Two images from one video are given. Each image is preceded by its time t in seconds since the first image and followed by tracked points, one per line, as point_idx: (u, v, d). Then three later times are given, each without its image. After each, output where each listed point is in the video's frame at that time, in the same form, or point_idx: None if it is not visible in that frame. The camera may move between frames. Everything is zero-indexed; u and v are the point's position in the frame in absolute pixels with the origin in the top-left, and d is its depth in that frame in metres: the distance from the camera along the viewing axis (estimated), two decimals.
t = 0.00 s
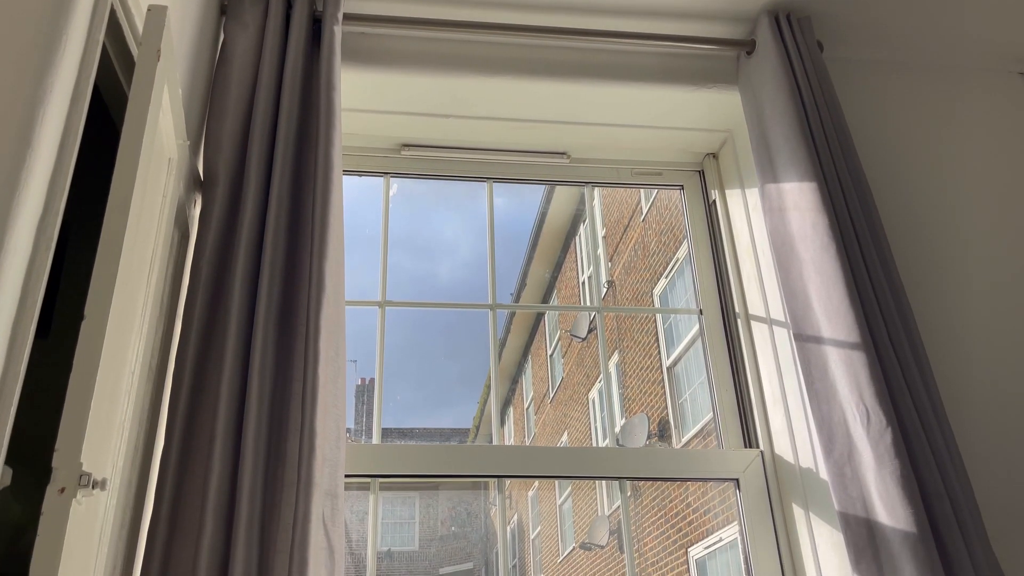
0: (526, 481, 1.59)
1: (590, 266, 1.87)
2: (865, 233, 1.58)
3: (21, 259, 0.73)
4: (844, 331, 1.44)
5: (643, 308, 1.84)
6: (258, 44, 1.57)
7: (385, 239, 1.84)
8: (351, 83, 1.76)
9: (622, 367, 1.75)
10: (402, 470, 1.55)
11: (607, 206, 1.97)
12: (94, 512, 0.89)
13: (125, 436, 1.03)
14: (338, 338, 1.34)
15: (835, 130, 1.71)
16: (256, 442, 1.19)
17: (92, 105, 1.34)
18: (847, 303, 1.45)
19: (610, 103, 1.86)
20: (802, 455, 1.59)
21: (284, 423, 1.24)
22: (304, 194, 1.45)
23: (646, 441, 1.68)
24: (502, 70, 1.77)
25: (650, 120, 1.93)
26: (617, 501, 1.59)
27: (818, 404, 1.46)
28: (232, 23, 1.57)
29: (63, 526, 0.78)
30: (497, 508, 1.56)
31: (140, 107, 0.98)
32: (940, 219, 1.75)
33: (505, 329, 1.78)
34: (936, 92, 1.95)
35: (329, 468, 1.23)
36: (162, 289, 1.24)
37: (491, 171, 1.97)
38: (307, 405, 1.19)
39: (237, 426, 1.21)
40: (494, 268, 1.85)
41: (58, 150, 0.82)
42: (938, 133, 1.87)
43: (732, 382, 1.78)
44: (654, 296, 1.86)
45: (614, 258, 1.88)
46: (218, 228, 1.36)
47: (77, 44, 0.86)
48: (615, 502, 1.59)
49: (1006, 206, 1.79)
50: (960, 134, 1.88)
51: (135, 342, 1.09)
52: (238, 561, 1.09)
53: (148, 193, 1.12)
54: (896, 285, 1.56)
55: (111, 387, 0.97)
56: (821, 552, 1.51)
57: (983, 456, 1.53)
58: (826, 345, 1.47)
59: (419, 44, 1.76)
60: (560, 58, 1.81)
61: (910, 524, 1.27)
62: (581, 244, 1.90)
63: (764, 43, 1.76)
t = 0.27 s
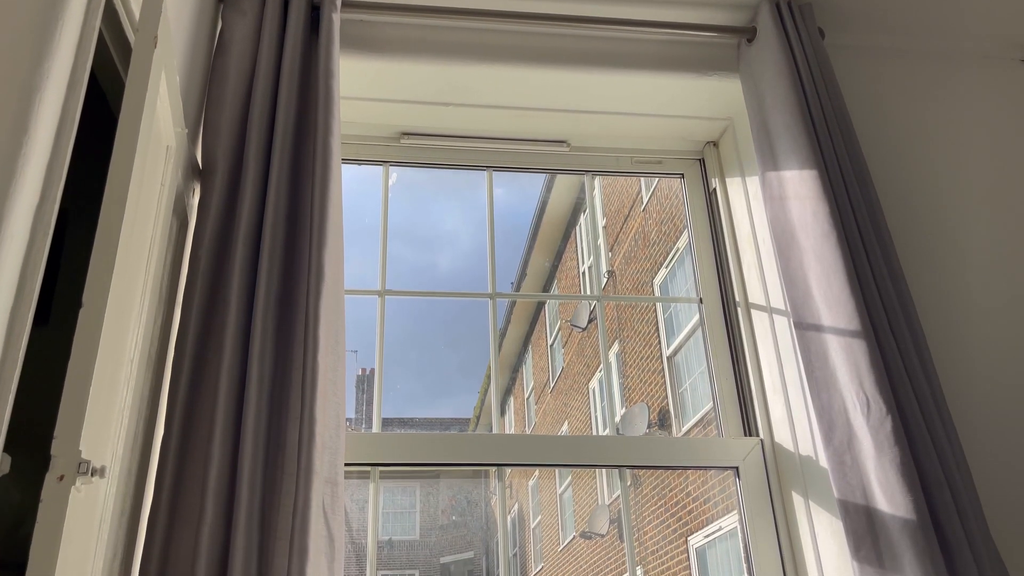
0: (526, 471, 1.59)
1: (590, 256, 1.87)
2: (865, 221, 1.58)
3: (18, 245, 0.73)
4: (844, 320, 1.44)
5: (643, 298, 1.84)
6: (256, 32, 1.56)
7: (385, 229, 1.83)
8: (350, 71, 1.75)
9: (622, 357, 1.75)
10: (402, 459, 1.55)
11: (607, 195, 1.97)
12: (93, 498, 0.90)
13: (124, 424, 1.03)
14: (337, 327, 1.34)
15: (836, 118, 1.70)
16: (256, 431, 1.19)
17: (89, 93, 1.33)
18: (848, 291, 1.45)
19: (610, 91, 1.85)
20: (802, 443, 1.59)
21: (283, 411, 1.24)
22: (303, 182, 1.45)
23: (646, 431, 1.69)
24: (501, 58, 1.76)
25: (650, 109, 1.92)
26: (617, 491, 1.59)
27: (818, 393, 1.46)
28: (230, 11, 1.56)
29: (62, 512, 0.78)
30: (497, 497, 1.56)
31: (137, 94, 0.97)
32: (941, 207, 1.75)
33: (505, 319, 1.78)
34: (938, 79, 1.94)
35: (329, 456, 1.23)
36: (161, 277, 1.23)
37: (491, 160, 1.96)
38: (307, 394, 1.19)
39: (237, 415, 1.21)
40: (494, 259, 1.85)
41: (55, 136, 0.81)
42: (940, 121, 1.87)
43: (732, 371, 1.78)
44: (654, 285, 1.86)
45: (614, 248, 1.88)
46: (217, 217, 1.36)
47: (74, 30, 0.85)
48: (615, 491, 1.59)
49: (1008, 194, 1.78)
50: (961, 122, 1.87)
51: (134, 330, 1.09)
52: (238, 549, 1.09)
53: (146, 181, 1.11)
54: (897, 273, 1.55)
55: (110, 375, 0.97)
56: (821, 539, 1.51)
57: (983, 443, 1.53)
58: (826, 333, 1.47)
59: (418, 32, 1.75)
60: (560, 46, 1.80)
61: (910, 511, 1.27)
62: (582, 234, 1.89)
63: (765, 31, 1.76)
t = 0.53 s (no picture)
0: (526, 461, 1.59)
1: (591, 246, 1.86)
2: (867, 209, 1.57)
3: (17, 232, 0.73)
4: (845, 308, 1.43)
5: (644, 287, 1.84)
6: (255, 20, 1.55)
7: (384, 220, 1.82)
8: (350, 59, 1.74)
9: (622, 347, 1.75)
10: (403, 449, 1.55)
11: (607, 185, 1.96)
12: (94, 486, 0.90)
13: (124, 413, 1.03)
14: (338, 316, 1.33)
15: (837, 106, 1.70)
16: (257, 419, 1.19)
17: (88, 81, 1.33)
18: (849, 280, 1.44)
19: (611, 80, 1.84)
20: (802, 431, 1.59)
21: (283, 400, 1.24)
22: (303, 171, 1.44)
23: (646, 420, 1.69)
24: (502, 46, 1.75)
25: (651, 97, 1.91)
26: (618, 481, 1.59)
27: (819, 381, 1.46)
28: None
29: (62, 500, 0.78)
30: (498, 487, 1.56)
31: (135, 81, 0.97)
32: (942, 195, 1.74)
33: (505, 311, 1.77)
34: (941, 66, 1.93)
35: (330, 445, 1.23)
36: (161, 266, 1.23)
37: (491, 149, 1.95)
38: (307, 383, 1.19)
39: (237, 404, 1.21)
40: (494, 250, 1.85)
41: (53, 123, 0.81)
42: (942, 109, 1.86)
43: (733, 361, 1.78)
44: (655, 275, 1.86)
45: (615, 238, 1.87)
46: (216, 205, 1.35)
47: (71, 16, 0.85)
48: (616, 481, 1.60)
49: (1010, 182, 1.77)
50: (964, 110, 1.86)
51: (134, 319, 1.09)
52: (239, 537, 1.10)
53: (145, 170, 1.11)
54: (898, 262, 1.55)
55: (110, 364, 0.96)
56: (820, 525, 1.52)
57: (984, 431, 1.53)
58: (827, 322, 1.47)
59: (418, 20, 1.74)
60: (561, 34, 1.79)
61: (910, 499, 1.27)
62: (582, 224, 1.89)
63: (767, 18, 1.75)
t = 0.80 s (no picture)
0: (527, 451, 1.59)
1: (591, 237, 1.86)
2: (868, 198, 1.57)
3: (16, 220, 0.73)
4: (846, 297, 1.43)
5: (644, 277, 1.83)
6: (254, 8, 1.54)
7: (384, 211, 1.82)
8: (349, 49, 1.73)
9: (623, 338, 1.74)
10: (404, 439, 1.55)
11: (608, 175, 1.95)
12: (95, 476, 0.90)
13: (125, 403, 1.03)
14: (338, 306, 1.33)
15: (839, 95, 1.69)
16: (257, 409, 1.19)
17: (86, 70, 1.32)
18: (850, 269, 1.44)
19: (611, 69, 1.84)
20: (802, 420, 1.59)
21: (284, 390, 1.24)
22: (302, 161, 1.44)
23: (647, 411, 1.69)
24: (501, 35, 1.75)
25: (652, 86, 1.90)
26: (618, 471, 1.60)
27: (820, 370, 1.46)
28: None
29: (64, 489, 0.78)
30: (499, 477, 1.56)
31: (134, 70, 0.96)
32: (944, 184, 1.74)
33: (505, 303, 1.77)
34: (942, 54, 1.92)
35: (330, 434, 1.23)
36: (160, 256, 1.23)
37: (491, 139, 1.95)
38: (308, 372, 1.19)
39: (238, 394, 1.21)
40: (494, 241, 1.84)
41: (51, 112, 0.80)
42: (944, 98, 1.85)
43: (733, 352, 1.78)
44: (655, 266, 1.85)
45: (615, 229, 1.87)
46: (216, 195, 1.35)
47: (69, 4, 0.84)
48: (616, 471, 1.60)
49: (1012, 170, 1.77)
50: (966, 98, 1.85)
51: (134, 309, 1.08)
52: (240, 526, 1.10)
53: (144, 159, 1.11)
54: (899, 251, 1.55)
55: (110, 353, 0.96)
56: (820, 513, 1.52)
57: (984, 419, 1.53)
58: (828, 311, 1.46)
59: (418, 9, 1.73)
60: (561, 23, 1.78)
61: (911, 487, 1.28)
62: (582, 215, 1.88)
63: (768, 6, 1.74)
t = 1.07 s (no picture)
0: (528, 441, 1.59)
1: (591, 228, 1.85)
2: (868, 186, 1.56)
3: (13, 206, 0.72)
4: (846, 285, 1.43)
5: (644, 266, 1.83)
6: None
7: (383, 202, 1.81)
8: (347, 37, 1.73)
9: (623, 329, 1.74)
10: (403, 428, 1.55)
11: (608, 165, 1.94)
12: (94, 464, 0.90)
13: (124, 392, 1.03)
14: (337, 295, 1.33)
15: (839, 82, 1.68)
16: (257, 398, 1.19)
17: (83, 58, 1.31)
18: (850, 257, 1.44)
19: (611, 57, 1.83)
20: (802, 409, 1.59)
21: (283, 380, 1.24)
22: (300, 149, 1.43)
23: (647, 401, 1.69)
24: (500, 22, 1.74)
25: (652, 74, 1.89)
26: (619, 461, 1.60)
27: (819, 359, 1.46)
28: None
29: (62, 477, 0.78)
30: (499, 468, 1.56)
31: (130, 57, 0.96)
32: (944, 172, 1.73)
33: (505, 295, 1.77)
34: (945, 41, 1.91)
35: (330, 423, 1.23)
36: (158, 245, 1.22)
37: (490, 128, 1.94)
38: (308, 361, 1.19)
39: (237, 383, 1.21)
40: (493, 231, 1.83)
41: (48, 97, 0.80)
42: (946, 84, 1.84)
43: (733, 341, 1.78)
44: (655, 256, 1.85)
45: (616, 220, 1.86)
46: (214, 185, 1.34)
47: None
48: (617, 461, 1.60)
49: (1013, 157, 1.76)
50: (968, 85, 1.84)
51: (132, 299, 1.08)
52: (241, 514, 1.10)
53: (140, 147, 1.10)
54: (899, 239, 1.54)
55: (108, 343, 0.96)
56: (820, 500, 1.52)
57: (984, 407, 1.53)
58: (828, 300, 1.46)
59: None
60: (561, 11, 1.77)
61: (910, 474, 1.28)
62: (583, 205, 1.87)
63: None
